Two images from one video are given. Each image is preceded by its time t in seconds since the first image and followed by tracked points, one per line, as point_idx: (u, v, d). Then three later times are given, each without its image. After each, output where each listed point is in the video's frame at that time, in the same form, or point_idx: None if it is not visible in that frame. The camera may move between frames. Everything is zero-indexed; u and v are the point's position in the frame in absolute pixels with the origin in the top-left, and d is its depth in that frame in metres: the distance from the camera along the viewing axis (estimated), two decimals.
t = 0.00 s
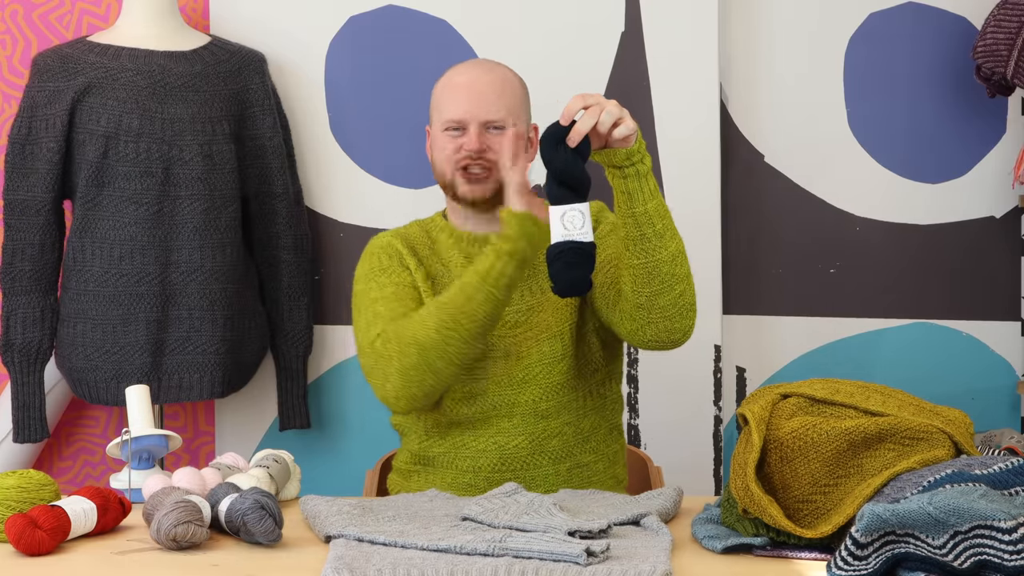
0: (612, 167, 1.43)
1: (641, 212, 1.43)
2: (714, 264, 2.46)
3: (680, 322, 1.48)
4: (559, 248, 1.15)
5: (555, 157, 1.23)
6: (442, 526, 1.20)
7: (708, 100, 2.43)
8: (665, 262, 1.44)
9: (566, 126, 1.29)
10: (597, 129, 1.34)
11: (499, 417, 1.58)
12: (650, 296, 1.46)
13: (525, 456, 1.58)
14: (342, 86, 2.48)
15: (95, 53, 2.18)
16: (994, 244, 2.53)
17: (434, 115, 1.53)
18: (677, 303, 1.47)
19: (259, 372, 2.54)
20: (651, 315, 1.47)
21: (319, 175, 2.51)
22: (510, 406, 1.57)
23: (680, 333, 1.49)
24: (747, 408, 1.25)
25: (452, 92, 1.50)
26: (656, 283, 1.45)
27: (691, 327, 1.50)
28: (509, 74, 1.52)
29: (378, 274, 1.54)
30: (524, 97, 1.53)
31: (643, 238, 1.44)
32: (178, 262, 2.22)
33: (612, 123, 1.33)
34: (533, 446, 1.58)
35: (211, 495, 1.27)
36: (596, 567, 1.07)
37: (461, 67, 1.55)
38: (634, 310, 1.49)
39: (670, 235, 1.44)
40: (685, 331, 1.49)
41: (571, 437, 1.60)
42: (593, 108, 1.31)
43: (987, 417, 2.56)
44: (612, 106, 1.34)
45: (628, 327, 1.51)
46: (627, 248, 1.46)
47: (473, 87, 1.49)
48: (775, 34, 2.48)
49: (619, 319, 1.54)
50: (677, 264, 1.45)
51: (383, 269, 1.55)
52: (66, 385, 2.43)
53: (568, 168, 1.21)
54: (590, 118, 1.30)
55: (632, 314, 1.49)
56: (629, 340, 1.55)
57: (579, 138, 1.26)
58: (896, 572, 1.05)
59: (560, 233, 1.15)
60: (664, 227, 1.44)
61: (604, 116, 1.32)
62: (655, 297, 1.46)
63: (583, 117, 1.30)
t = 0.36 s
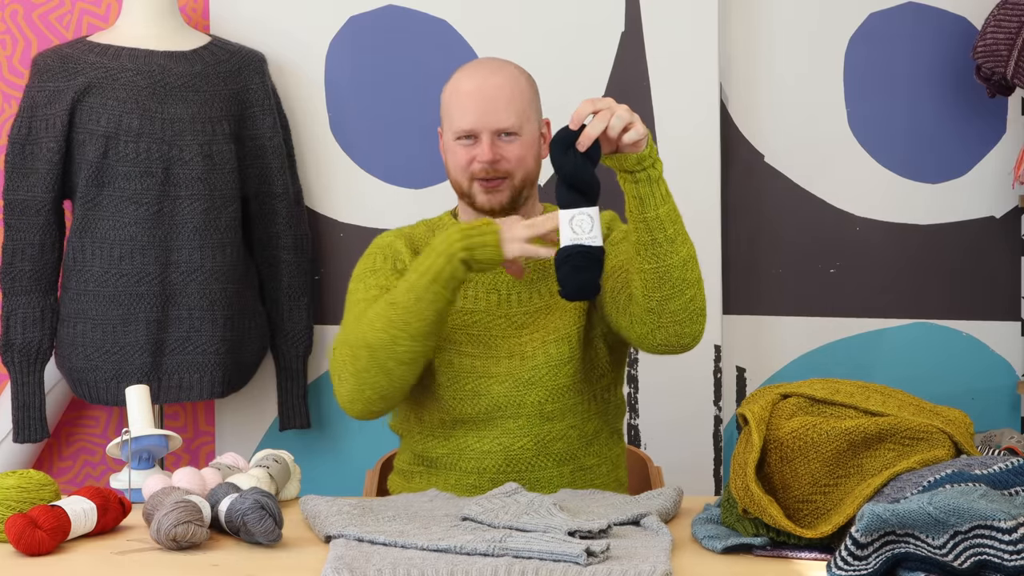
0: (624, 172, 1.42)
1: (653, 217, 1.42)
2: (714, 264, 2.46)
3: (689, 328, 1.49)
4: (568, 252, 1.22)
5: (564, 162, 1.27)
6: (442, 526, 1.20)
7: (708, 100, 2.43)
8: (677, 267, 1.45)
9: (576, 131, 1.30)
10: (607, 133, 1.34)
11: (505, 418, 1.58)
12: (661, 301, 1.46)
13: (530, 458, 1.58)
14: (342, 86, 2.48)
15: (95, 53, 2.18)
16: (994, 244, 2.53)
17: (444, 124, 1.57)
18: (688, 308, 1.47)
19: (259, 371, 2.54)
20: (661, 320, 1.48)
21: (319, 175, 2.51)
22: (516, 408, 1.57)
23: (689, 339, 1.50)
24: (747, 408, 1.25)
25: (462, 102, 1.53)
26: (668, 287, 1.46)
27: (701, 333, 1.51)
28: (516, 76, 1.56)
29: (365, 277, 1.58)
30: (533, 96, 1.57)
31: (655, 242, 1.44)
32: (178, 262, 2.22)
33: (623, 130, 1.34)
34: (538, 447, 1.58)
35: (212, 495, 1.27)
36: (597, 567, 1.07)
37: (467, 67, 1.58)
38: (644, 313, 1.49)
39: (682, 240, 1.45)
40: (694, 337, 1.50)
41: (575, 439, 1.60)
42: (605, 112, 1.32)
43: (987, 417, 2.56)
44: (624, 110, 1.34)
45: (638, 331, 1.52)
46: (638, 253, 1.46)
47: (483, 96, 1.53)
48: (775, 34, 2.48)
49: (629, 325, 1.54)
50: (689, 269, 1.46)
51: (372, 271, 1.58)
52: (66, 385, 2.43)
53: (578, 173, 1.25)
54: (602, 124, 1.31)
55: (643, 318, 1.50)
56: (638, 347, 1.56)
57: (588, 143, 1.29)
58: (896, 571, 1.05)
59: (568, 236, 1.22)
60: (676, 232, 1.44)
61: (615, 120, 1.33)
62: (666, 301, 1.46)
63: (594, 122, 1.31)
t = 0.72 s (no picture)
0: (642, 179, 1.42)
1: (669, 226, 1.42)
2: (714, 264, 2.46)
3: (700, 339, 1.48)
4: (581, 255, 1.25)
5: (584, 164, 1.28)
6: (443, 526, 1.20)
7: (708, 100, 2.43)
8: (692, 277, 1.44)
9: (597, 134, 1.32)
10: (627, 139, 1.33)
11: (502, 421, 1.58)
12: (672, 311, 1.46)
13: (527, 462, 1.58)
14: (342, 86, 2.48)
15: (95, 53, 2.18)
16: (994, 244, 2.53)
17: (455, 124, 1.56)
18: (700, 320, 1.47)
19: (259, 372, 2.54)
20: (672, 330, 1.48)
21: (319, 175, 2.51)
22: (515, 410, 1.57)
23: (699, 350, 1.50)
24: (747, 408, 1.25)
25: (476, 102, 1.53)
26: (681, 297, 1.45)
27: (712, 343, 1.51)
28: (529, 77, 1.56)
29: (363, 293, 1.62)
30: (547, 99, 1.58)
31: (669, 251, 1.43)
32: (178, 262, 2.22)
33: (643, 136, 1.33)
34: (537, 450, 1.58)
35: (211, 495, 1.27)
36: (597, 567, 1.07)
37: (476, 68, 1.57)
38: (656, 323, 1.48)
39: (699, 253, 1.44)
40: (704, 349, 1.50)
41: (574, 442, 1.61)
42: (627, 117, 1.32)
43: (987, 418, 2.56)
44: (645, 117, 1.33)
45: (647, 341, 1.52)
46: (653, 261, 1.45)
47: (497, 97, 1.53)
48: (775, 34, 2.48)
49: (641, 336, 1.53)
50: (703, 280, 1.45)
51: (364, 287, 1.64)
52: (66, 385, 2.43)
53: (595, 177, 1.27)
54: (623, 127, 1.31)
55: (653, 326, 1.49)
56: (646, 355, 1.56)
57: (609, 147, 1.30)
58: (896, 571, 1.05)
59: (583, 239, 1.26)
60: (691, 242, 1.43)
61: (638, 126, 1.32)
62: (677, 311, 1.46)
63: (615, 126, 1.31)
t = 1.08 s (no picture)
0: (642, 182, 1.41)
1: (670, 228, 1.42)
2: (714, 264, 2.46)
3: (700, 341, 1.49)
4: (581, 257, 1.25)
5: (583, 165, 1.28)
6: (443, 526, 1.20)
7: (708, 100, 2.43)
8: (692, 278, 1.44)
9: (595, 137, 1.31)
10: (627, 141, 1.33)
11: (503, 423, 1.58)
12: (674, 312, 1.47)
13: (528, 463, 1.58)
14: (342, 86, 2.48)
15: (95, 53, 2.18)
16: (994, 244, 2.53)
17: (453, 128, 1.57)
18: (700, 321, 1.47)
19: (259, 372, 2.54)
20: (672, 331, 1.48)
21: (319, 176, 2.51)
22: (516, 412, 1.57)
23: (699, 351, 1.50)
24: (747, 408, 1.25)
25: (473, 106, 1.53)
26: (682, 298, 1.45)
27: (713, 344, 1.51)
28: (528, 80, 1.56)
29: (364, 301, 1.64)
30: (546, 103, 1.58)
31: (670, 253, 1.43)
32: (178, 262, 2.22)
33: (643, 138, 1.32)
34: (538, 451, 1.59)
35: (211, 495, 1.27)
36: (597, 567, 1.07)
37: (475, 69, 1.57)
38: (657, 324, 1.49)
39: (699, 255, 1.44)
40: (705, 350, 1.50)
41: (575, 443, 1.61)
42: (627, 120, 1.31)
43: (987, 417, 2.56)
44: (645, 119, 1.33)
45: (647, 342, 1.53)
46: (654, 263, 1.45)
47: (495, 101, 1.53)
48: (775, 34, 2.48)
49: (642, 337, 1.54)
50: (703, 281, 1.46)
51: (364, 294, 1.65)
52: (66, 385, 2.43)
53: (594, 179, 1.26)
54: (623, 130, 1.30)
55: (654, 328, 1.50)
56: (647, 355, 1.56)
57: (608, 149, 1.29)
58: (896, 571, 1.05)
59: (583, 242, 1.26)
60: (691, 244, 1.43)
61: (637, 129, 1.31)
62: (678, 313, 1.46)
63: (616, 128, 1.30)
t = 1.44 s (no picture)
0: (642, 184, 1.40)
1: (669, 231, 1.42)
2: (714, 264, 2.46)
3: (701, 343, 1.49)
4: (581, 260, 1.25)
5: (581, 167, 1.27)
6: (442, 526, 1.20)
7: (708, 100, 2.43)
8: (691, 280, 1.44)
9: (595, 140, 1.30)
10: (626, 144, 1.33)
11: (502, 424, 1.58)
12: (673, 315, 1.47)
13: (528, 464, 1.58)
14: (342, 86, 2.48)
15: (95, 53, 2.18)
16: (994, 244, 2.53)
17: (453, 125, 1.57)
18: (700, 322, 1.47)
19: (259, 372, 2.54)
20: (672, 334, 1.48)
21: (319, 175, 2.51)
22: (515, 413, 1.57)
23: (698, 354, 1.50)
24: (747, 408, 1.25)
25: (473, 103, 1.53)
26: (681, 301, 1.45)
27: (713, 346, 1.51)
28: (528, 78, 1.56)
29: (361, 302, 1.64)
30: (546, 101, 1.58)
31: (670, 256, 1.43)
32: (178, 262, 2.22)
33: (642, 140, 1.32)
34: (538, 452, 1.59)
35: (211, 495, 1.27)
36: (596, 567, 1.07)
37: (475, 68, 1.57)
38: (657, 327, 1.49)
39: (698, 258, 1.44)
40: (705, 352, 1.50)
41: (575, 444, 1.61)
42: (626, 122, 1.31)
43: (987, 417, 2.56)
44: (644, 122, 1.33)
45: (646, 344, 1.53)
46: (654, 266, 1.45)
47: (495, 99, 1.52)
48: (775, 34, 2.48)
49: (642, 339, 1.54)
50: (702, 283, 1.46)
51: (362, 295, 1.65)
52: (66, 385, 2.43)
53: (593, 181, 1.26)
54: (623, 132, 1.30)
55: (654, 330, 1.50)
56: (646, 357, 1.57)
57: (607, 152, 1.28)
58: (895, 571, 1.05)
59: (583, 245, 1.25)
60: (691, 246, 1.43)
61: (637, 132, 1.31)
62: (678, 315, 1.46)
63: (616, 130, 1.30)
